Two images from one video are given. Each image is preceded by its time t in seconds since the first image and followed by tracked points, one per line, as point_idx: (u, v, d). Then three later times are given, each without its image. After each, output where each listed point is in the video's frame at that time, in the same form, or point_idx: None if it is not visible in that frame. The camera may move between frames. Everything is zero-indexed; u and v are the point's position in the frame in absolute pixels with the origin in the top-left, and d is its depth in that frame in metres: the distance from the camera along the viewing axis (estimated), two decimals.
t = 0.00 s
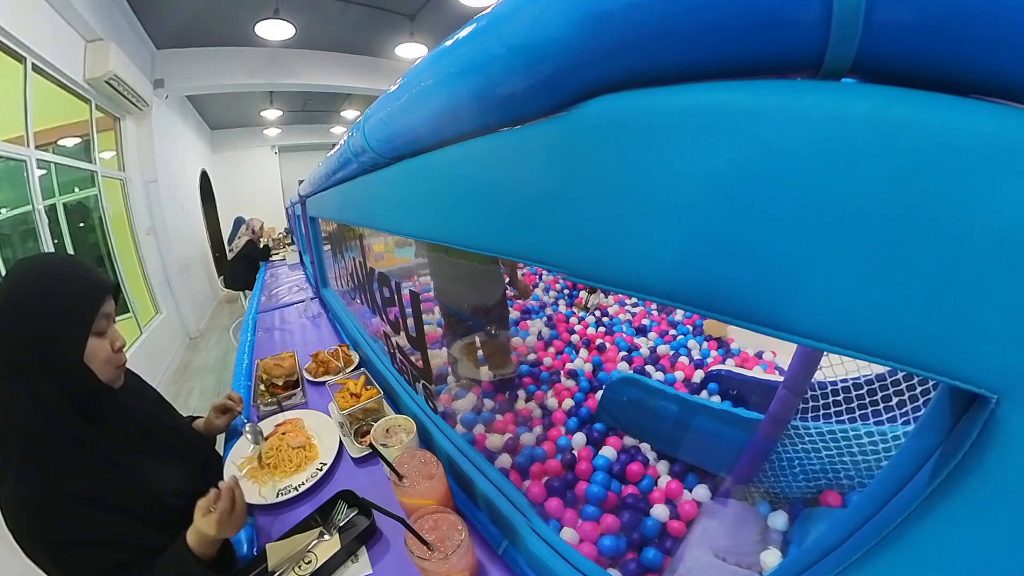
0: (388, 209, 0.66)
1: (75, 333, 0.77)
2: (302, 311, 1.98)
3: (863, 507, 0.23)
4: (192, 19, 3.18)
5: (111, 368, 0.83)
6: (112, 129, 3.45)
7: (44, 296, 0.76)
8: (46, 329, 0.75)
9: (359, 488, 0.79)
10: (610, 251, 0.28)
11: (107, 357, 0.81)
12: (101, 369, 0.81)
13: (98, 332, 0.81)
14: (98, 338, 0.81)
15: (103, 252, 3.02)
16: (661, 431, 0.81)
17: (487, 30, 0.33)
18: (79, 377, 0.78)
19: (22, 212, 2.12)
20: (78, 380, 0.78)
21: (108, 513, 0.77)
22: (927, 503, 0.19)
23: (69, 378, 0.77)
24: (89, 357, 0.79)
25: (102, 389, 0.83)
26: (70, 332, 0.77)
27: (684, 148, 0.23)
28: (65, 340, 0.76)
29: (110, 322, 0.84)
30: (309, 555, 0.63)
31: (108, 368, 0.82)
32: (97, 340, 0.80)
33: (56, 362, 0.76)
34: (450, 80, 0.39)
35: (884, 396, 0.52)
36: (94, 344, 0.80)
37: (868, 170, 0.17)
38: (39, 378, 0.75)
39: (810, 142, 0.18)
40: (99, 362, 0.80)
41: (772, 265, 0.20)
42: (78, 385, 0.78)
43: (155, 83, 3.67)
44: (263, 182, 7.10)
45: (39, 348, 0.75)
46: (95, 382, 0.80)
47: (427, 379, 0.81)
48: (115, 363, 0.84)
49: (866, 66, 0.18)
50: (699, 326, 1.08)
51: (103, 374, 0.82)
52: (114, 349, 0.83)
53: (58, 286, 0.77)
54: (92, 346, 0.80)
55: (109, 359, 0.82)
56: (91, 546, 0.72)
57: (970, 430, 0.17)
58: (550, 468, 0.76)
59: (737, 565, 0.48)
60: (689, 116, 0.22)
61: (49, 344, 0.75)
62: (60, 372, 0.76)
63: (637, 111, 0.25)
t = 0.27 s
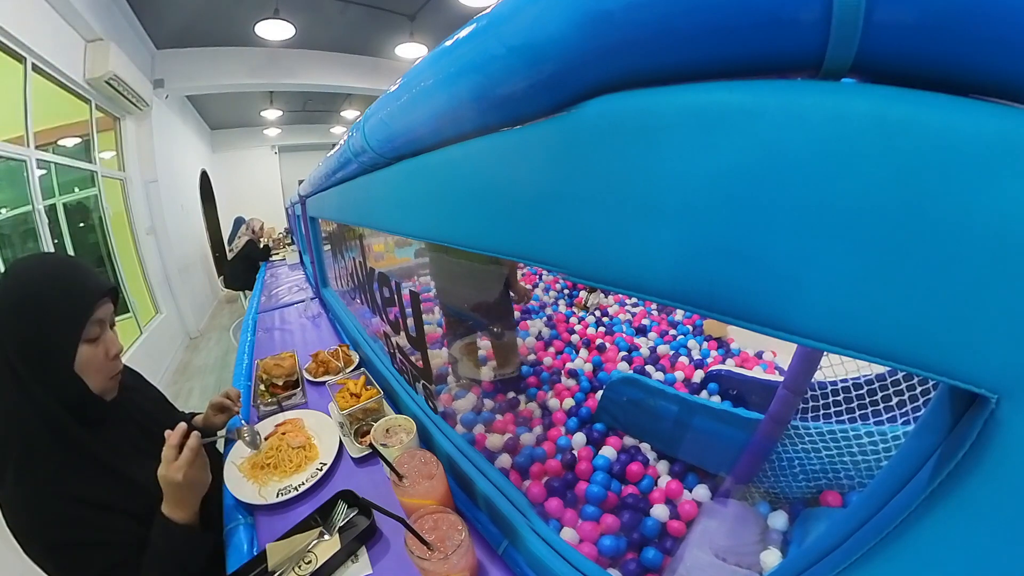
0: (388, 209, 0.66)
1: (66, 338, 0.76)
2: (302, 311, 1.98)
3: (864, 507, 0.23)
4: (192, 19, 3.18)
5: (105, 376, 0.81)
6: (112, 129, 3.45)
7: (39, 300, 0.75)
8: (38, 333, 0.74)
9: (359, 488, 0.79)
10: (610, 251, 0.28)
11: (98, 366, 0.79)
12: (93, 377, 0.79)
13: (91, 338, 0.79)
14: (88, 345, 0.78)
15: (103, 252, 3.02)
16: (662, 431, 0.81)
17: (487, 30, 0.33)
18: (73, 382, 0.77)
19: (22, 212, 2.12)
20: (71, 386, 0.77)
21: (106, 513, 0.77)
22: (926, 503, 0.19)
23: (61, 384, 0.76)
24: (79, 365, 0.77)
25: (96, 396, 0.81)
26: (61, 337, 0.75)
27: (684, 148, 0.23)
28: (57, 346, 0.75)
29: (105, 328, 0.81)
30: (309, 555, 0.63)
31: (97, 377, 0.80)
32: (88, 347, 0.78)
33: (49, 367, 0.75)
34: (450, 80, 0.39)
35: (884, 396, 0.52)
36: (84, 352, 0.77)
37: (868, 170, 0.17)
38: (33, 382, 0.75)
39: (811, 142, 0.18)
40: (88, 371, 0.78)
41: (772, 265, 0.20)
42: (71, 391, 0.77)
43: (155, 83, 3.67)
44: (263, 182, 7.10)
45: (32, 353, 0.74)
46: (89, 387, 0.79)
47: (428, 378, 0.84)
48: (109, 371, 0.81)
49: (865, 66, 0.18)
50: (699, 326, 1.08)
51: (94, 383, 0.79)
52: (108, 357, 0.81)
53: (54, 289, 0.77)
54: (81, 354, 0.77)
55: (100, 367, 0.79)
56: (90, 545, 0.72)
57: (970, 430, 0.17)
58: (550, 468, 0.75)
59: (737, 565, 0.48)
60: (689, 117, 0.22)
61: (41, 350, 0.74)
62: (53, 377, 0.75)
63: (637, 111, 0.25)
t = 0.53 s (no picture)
0: (388, 209, 0.66)
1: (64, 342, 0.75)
2: (302, 311, 1.98)
3: (863, 507, 0.23)
4: (192, 19, 3.17)
5: (104, 380, 0.81)
6: (112, 129, 3.45)
7: (39, 303, 0.75)
8: (38, 336, 0.74)
9: (359, 488, 0.79)
10: (610, 251, 0.28)
11: (95, 371, 0.78)
12: (90, 382, 0.79)
13: (90, 342, 0.78)
14: (87, 349, 0.77)
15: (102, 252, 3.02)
16: (662, 431, 0.81)
17: (487, 30, 0.33)
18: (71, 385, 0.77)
19: (22, 212, 2.12)
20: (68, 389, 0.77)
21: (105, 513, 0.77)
22: (926, 503, 0.19)
23: (59, 386, 0.76)
24: (76, 369, 0.77)
25: (93, 399, 0.81)
26: (60, 341, 0.75)
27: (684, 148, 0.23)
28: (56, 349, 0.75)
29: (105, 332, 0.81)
30: (309, 555, 0.63)
31: (95, 381, 0.79)
32: (86, 352, 0.77)
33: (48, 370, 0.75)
34: (450, 80, 0.39)
35: (884, 396, 0.52)
36: (82, 356, 0.77)
37: (868, 171, 0.17)
38: (31, 384, 0.75)
39: (811, 142, 0.18)
40: (87, 376, 0.78)
41: (772, 265, 0.20)
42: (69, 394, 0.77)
43: (155, 83, 3.67)
44: (262, 182, 7.10)
45: (32, 355, 0.74)
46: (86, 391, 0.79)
47: (427, 378, 0.83)
48: (107, 376, 0.81)
49: (865, 66, 0.18)
50: (699, 326, 1.08)
51: (90, 387, 0.79)
52: (108, 362, 0.81)
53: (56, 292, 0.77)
54: (77, 358, 0.76)
55: (99, 372, 0.79)
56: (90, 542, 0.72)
57: (969, 431, 0.17)
58: (550, 468, 0.75)
59: (737, 565, 0.48)
60: (689, 116, 0.22)
61: (40, 353, 0.74)
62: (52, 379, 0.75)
63: (637, 112, 0.25)
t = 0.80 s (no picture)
0: (388, 209, 0.66)
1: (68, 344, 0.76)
2: (302, 311, 1.98)
3: (863, 507, 0.23)
4: (192, 19, 3.17)
5: (108, 382, 0.81)
6: (112, 129, 3.44)
7: (40, 306, 0.75)
8: (41, 339, 0.75)
9: (359, 488, 0.79)
10: (610, 251, 0.28)
11: (99, 373, 0.78)
12: (93, 384, 0.79)
13: (93, 344, 0.79)
14: (90, 351, 0.78)
15: (102, 252, 3.02)
16: (661, 431, 0.81)
17: (487, 30, 0.33)
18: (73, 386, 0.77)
19: (22, 212, 2.12)
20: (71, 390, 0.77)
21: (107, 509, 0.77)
22: (926, 503, 0.19)
23: (63, 387, 0.77)
24: (79, 370, 0.77)
25: (95, 399, 0.81)
26: (64, 343, 0.76)
27: (684, 148, 0.23)
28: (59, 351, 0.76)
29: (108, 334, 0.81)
30: (309, 555, 0.63)
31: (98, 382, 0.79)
32: (89, 353, 0.78)
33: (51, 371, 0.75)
34: (450, 80, 0.39)
35: (884, 396, 0.52)
36: (85, 358, 0.78)
37: (869, 170, 0.17)
38: (33, 385, 0.75)
39: (810, 142, 0.18)
40: (90, 377, 0.78)
41: (772, 265, 0.20)
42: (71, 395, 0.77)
43: (155, 83, 3.67)
44: (262, 182, 7.09)
45: (32, 356, 0.75)
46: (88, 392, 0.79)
47: (427, 379, 0.84)
48: (109, 378, 0.81)
49: (865, 66, 0.18)
50: (699, 326, 1.08)
51: (93, 388, 0.79)
52: (110, 363, 0.81)
53: (56, 294, 0.77)
54: (81, 358, 0.77)
55: (102, 373, 0.79)
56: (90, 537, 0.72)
57: (969, 430, 0.17)
58: (550, 468, 0.75)
59: (737, 564, 0.48)
60: (688, 116, 0.22)
61: (44, 355, 0.75)
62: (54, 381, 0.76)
63: (637, 111, 0.25)
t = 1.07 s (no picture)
0: (388, 209, 0.66)
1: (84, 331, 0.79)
2: (302, 311, 1.98)
3: (863, 507, 0.23)
4: (192, 19, 3.17)
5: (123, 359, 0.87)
6: (112, 129, 3.44)
7: (45, 303, 0.75)
8: (49, 335, 0.75)
9: (359, 488, 0.79)
10: (610, 251, 0.28)
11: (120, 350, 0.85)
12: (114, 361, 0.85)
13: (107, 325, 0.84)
14: (111, 331, 0.84)
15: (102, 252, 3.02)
16: (662, 431, 0.81)
17: (487, 30, 0.33)
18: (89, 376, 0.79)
19: (22, 212, 2.12)
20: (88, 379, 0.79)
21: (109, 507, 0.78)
22: (926, 503, 0.19)
23: (66, 386, 0.76)
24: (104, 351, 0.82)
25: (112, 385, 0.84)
26: (77, 333, 0.78)
27: (684, 148, 0.23)
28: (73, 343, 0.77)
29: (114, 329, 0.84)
30: (309, 555, 0.63)
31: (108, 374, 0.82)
32: (110, 333, 0.84)
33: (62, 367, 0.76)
34: (450, 80, 0.39)
35: (884, 396, 0.52)
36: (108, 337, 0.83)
37: (869, 170, 0.17)
38: (40, 385, 0.75)
39: (811, 142, 0.18)
40: (112, 355, 0.83)
41: (771, 265, 0.20)
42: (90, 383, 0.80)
43: (155, 83, 3.67)
44: (263, 182, 7.09)
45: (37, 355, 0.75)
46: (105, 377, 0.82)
47: (428, 378, 0.85)
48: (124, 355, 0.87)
49: (865, 66, 0.18)
50: (699, 326, 1.08)
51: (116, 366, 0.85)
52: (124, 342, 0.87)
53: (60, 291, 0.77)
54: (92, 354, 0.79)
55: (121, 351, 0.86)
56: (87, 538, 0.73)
57: (970, 430, 0.17)
58: (550, 468, 0.75)
59: (737, 565, 0.48)
60: (688, 116, 0.22)
61: (53, 351, 0.75)
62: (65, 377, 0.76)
63: (637, 111, 0.25)
